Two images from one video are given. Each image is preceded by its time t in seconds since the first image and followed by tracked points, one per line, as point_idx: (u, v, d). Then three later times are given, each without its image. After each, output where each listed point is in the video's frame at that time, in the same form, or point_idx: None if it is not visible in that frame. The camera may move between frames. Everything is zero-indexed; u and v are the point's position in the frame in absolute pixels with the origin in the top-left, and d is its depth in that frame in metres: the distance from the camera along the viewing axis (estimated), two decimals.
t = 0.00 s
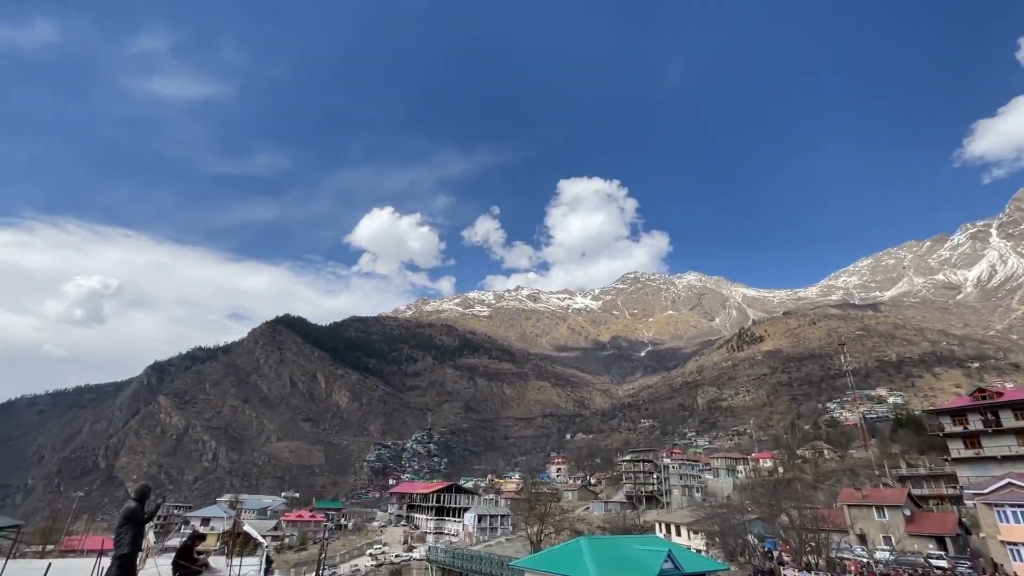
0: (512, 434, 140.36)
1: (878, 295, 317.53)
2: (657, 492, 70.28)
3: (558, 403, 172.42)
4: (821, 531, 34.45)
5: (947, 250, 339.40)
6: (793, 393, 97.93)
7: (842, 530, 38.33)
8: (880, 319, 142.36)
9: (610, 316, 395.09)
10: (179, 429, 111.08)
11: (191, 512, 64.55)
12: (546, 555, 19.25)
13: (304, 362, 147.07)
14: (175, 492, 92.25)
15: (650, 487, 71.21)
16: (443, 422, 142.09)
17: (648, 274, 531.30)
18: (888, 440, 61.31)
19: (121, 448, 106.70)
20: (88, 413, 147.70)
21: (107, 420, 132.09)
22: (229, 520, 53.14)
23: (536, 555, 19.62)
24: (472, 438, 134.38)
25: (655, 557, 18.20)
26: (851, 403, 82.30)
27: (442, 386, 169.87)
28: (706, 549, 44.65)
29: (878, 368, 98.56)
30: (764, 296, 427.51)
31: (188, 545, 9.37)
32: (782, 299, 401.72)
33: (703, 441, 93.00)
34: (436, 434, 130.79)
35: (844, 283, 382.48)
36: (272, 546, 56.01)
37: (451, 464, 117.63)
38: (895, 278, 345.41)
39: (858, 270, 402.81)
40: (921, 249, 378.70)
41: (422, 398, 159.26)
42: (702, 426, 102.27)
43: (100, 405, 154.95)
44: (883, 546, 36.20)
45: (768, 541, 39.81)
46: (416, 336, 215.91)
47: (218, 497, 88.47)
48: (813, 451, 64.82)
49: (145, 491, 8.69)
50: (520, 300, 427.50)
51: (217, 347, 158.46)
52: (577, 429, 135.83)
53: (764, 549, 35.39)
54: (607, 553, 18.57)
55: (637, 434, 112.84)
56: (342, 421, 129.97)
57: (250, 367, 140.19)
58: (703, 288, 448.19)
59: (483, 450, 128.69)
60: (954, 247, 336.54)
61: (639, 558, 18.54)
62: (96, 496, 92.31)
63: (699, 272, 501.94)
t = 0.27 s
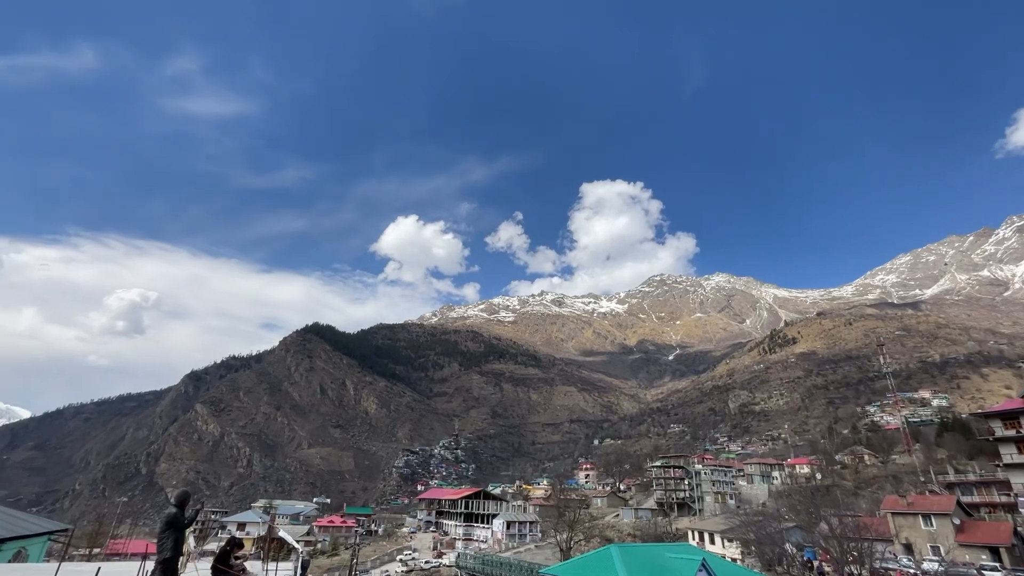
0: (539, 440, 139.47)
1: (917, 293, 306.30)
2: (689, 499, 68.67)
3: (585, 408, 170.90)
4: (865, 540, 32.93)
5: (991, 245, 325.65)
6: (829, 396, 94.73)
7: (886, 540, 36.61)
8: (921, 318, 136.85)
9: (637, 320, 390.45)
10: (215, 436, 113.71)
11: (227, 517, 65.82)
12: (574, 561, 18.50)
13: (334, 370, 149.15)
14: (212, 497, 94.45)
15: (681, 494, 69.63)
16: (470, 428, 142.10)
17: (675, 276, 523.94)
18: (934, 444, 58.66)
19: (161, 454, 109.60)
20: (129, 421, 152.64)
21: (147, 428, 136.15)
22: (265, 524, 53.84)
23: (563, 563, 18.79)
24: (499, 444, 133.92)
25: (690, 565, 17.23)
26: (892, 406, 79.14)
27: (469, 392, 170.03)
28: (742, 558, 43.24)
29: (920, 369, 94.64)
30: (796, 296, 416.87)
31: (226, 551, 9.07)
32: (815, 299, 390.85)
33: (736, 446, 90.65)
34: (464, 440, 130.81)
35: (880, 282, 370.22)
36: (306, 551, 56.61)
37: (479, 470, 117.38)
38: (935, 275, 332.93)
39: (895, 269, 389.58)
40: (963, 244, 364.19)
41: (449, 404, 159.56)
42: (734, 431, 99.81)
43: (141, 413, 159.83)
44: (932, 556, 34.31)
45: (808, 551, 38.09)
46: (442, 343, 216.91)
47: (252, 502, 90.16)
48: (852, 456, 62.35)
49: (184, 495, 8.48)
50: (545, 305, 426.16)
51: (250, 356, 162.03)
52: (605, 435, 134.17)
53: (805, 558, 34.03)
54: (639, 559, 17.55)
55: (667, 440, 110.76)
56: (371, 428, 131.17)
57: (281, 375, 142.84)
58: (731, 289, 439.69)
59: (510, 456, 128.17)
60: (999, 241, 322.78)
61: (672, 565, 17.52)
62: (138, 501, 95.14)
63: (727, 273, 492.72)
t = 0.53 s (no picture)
0: (550, 444, 138.95)
1: (934, 295, 301.61)
2: (702, 504, 67.87)
3: (596, 412, 170.01)
4: (885, 546, 32.19)
5: (1010, 245, 320.18)
6: (845, 399, 93.32)
7: (905, 546, 35.85)
8: (938, 319, 134.64)
9: (648, 323, 388.07)
10: (228, 439, 114.60)
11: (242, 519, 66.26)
12: (585, 566, 18.31)
13: (345, 374, 149.82)
14: (226, 500, 95.21)
15: (694, 499, 69.11)
16: (481, 432, 141.94)
17: (686, 279, 520.41)
18: (953, 448, 57.51)
19: (176, 457, 110.64)
20: (144, 425, 154.39)
21: (162, 431, 137.62)
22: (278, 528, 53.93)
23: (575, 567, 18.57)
24: (510, 448, 133.56)
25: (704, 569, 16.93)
26: (910, 409, 77.80)
27: (480, 396, 169.91)
28: (757, 564, 42.58)
29: (938, 372, 93.00)
30: (809, 298, 412.17)
31: (242, 554, 8.97)
32: (829, 301, 386.26)
33: (749, 450, 89.56)
34: (475, 444, 130.66)
35: (896, 283, 364.89)
36: (319, 554, 56.69)
37: (490, 474, 117.14)
38: (952, 276, 327.82)
39: (910, 270, 384.08)
40: (981, 245, 358.22)
41: (460, 408, 159.47)
42: (748, 435, 98.66)
43: (155, 417, 161.57)
44: (952, 564, 33.55)
45: (825, 558, 37.32)
46: (452, 347, 217.13)
47: (265, 505, 90.64)
48: (869, 460, 61.25)
49: (199, 499, 8.43)
50: (555, 308, 425.17)
51: (263, 360, 163.30)
52: (616, 438, 133.31)
53: (822, 564, 33.40)
54: (651, 563, 17.26)
55: (680, 443, 109.75)
56: (382, 432, 131.47)
57: (293, 379, 143.84)
58: (743, 292, 435.90)
59: (521, 460, 127.80)
60: (1018, 241, 317.21)
61: (687, 570, 17.20)
62: (154, 504, 96.11)
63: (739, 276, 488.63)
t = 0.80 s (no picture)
0: (546, 446, 138.88)
1: (929, 299, 303.11)
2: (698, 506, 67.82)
3: (593, 414, 170.04)
4: (880, 549, 32.19)
5: (1004, 250, 322.17)
6: (841, 403, 93.48)
7: (900, 549, 35.90)
8: (933, 323, 135.25)
9: (645, 325, 388.50)
10: (224, 440, 114.09)
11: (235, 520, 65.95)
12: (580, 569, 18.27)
13: (341, 374, 149.43)
14: (220, 501, 94.78)
15: (690, 501, 69.34)
16: (477, 434, 141.76)
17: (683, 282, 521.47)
18: (948, 452, 57.66)
19: (170, 457, 110.11)
20: (139, 424, 153.62)
21: (157, 431, 136.96)
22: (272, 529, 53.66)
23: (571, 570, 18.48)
24: (506, 450, 133.38)
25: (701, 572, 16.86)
26: (905, 413, 78.04)
27: (476, 397, 169.72)
28: (753, 567, 42.57)
29: (933, 376, 93.34)
30: (805, 302, 413.47)
31: (238, 554, 8.76)
32: (825, 304, 387.58)
33: (746, 453, 89.64)
34: (471, 446, 130.42)
35: (892, 287, 366.37)
36: (313, 556, 56.41)
37: (486, 476, 117.03)
38: (948, 281, 329.54)
39: (906, 274, 385.95)
40: (976, 249, 360.17)
41: (456, 409, 159.33)
42: (744, 438, 98.79)
43: (150, 417, 160.77)
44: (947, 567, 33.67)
45: (820, 560, 37.34)
46: (449, 348, 216.91)
47: (260, 506, 90.23)
48: (865, 463, 61.38)
49: (194, 498, 8.23)
50: (553, 310, 425.22)
51: (259, 360, 162.90)
52: (613, 441, 133.31)
53: (817, 566, 33.39)
54: (646, 566, 17.18)
55: (676, 446, 109.80)
56: (378, 433, 131.19)
57: (289, 379, 143.45)
58: (740, 295, 436.98)
59: (517, 462, 127.62)
60: (1013, 246, 319.19)
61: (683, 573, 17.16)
62: (148, 504, 95.58)
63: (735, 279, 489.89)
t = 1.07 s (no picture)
0: (528, 446, 139.33)
1: (902, 306, 310.79)
2: (677, 507, 68.74)
3: (575, 414, 171.03)
4: (850, 550, 33.06)
5: (975, 259, 331.74)
6: (816, 406, 95.40)
7: (870, 549, 36.95)
8: (906, 330, 138.75)
9: (627, 327, 391.62)
10: (200, 437, 112.45)
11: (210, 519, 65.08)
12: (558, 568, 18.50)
13: (322, 372, 148.02)
14: (195, 500, 93.36)
15: (669, 501, 69.70)
16: (459, 433, 141.65)
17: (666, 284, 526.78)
18: (918, 455, 59.29)
19: (144, 455, 108.17)
20: (113, 420, 150.47)
21: (130, 427, 134.32)
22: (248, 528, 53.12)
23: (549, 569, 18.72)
24: (487, 449, 133.49)
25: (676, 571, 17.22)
26: (878, 417, 79.97)
27: (459, 396, 169.54)
28: (729, 566, 43.39)
29: (905, 381, 95.79)
30: (785, 306, 420.73)
31: (211, 554, 8.68)
32: (803, 309, 394.94)
33: (724, 454, 91.03)
34: (452, 445, 130.27)
35: (868, 293, 374.66)
36: (290, 555, 55.98)
37: (467, 475, 117.04)
38: (921, 288, 338.25)
39: (881, 280, 395.22)
40: (948, 258, 370.14)
41: (438, 408, 158.94)
42: (722, 439, 100.31)
43: (124, 412, 157.55)
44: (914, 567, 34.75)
45: (793, 560, 38.20)
46: (432, 346, 216.27)
47: (236, 505, 89.03)
48: (838, 465, 62.87)
49: (166, 498, 8.08)
50: (537, 310, 426.37)
51: (238, 356, 160.64)
52: (594, 441, 134.26)
53: (790, 566, 34.20)
54: (623, 566, 17.46)
55: (656, 447, 111.06)
56: (359, 431, 130.30)
57: (268, 376, 141.77)
58: (721, 298, 442.97)
59: (498, 462, 127.85)
60: (983, 255, 328.59)
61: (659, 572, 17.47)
62: (119, 502, 93.77)
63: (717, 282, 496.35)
